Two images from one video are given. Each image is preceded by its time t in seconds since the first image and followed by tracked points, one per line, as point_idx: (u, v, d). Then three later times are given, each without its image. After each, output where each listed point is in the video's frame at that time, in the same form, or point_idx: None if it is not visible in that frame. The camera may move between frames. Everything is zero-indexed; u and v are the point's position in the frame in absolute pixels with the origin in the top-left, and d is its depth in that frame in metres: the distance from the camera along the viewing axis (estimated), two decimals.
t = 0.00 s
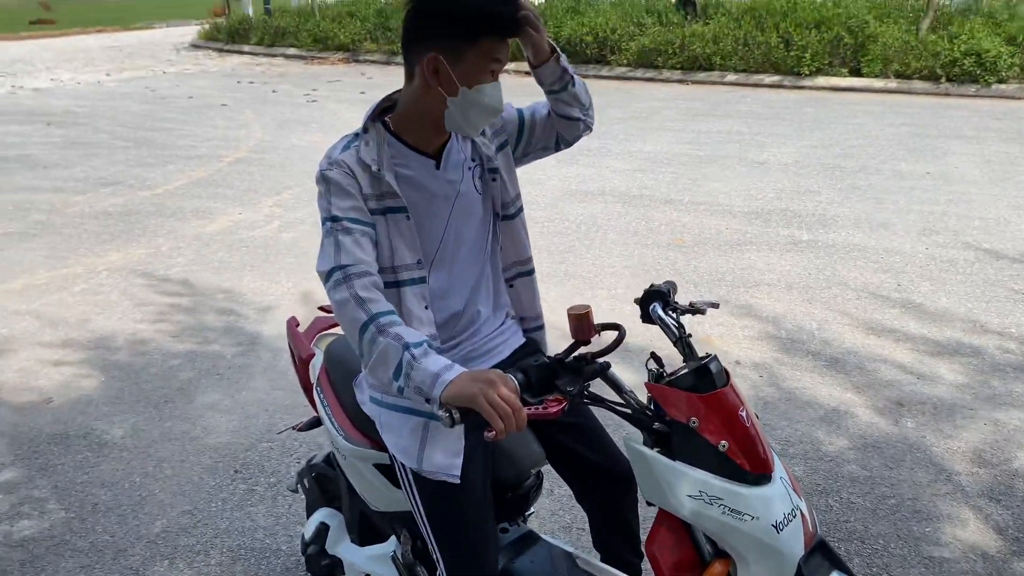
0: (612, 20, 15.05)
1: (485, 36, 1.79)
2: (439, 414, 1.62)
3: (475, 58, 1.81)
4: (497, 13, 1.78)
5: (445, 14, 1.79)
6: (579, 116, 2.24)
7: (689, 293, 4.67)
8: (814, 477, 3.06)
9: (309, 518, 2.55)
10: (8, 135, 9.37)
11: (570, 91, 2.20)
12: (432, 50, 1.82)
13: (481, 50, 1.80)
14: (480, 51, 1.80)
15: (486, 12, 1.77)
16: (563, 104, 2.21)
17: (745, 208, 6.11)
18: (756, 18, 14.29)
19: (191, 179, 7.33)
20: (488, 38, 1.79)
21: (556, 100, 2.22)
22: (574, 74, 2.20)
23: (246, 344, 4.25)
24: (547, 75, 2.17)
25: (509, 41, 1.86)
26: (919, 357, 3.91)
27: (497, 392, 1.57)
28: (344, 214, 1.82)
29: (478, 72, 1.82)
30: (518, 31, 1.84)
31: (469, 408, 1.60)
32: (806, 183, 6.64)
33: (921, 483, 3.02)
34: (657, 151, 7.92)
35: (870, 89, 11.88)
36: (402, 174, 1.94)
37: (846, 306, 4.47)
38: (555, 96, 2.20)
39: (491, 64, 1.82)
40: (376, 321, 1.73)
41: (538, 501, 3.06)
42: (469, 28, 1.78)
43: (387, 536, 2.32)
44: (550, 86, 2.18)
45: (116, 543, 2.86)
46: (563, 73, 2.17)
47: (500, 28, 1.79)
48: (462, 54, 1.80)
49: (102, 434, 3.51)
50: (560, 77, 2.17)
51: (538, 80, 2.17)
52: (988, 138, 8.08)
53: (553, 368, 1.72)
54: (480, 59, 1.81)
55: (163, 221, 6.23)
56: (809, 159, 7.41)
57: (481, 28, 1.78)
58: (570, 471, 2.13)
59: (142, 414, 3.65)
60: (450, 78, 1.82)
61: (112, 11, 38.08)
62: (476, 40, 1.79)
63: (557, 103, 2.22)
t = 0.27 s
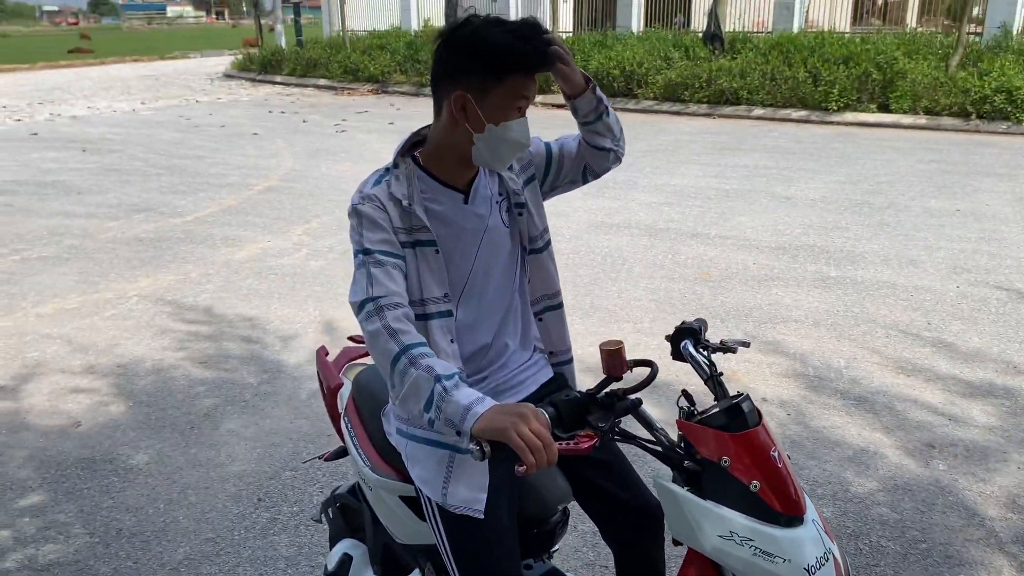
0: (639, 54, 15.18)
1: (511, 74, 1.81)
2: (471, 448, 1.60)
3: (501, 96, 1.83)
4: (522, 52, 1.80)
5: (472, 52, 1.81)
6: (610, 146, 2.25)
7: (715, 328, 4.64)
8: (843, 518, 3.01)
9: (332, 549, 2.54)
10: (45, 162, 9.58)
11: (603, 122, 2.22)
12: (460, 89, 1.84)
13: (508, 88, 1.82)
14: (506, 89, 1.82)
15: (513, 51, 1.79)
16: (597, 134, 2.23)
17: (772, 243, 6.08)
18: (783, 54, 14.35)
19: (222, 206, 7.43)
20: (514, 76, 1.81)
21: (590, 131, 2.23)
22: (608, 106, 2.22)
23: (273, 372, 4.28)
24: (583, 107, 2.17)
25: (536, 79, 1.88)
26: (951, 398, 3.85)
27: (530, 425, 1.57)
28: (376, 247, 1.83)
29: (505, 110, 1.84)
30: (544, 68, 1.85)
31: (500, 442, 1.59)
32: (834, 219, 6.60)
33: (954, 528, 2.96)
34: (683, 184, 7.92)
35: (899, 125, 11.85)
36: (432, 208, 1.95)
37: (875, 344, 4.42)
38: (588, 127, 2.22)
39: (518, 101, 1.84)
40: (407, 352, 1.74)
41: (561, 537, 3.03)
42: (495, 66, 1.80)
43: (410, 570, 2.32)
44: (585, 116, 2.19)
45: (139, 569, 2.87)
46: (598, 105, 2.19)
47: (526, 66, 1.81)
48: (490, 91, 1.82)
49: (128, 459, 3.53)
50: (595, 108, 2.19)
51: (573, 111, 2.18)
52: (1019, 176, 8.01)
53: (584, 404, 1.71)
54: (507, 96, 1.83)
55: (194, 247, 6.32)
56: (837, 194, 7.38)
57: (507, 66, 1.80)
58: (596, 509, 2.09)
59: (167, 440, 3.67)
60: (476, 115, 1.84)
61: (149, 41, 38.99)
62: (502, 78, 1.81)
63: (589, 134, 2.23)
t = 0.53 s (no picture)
0: (653, 72, 15.23)
1: (521, 88, 1.82)
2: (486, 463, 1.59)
3: (513, 110, 1.83)
4: (529, 66, 1.81)
5: (478, 70, 1.82)
6: (625, 161, 2.26)
7: (730, 347, 4.62)
8: (858, 541, 2.98)
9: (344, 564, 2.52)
10: (64, 174, 9.68)
11: (619, 137, 2.24)
12: (471, 106, 1.85)
13: (517, 103, 1.83)
14: (516, 103, 1.83)
15: (522, 67, 1.81)
16: (613, 149, 2.25)
17: (787, 263, 6.06)
18: (798, 74, 14.36)
19: (238, 221, 7.48)
20: (523, 90, 1.82)
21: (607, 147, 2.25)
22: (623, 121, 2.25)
23: (286, 386, 4.29)
24: (600, 123, 2.19)
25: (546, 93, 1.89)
26: (968, 421, 3.81)
27: (547, 440, 1.57)
28: (396, 262, 1.84)
29: (518, 123, 1.85)
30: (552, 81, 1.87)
31: (516, 457, 1.58)
32: (850, 239, 6.57)
33: (971, 552, 2.92)
34: (698, 203, 7.92)
35: (915, 145, 11.82)
36: (450, 224, 1.96)
37: (891, 365, 4.39)
38: (605, 143, 2.23)
39: (529, 113, 1.85)
40: (425, 366, 1.74)
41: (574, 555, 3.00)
42: (504, 82, 1.81)
43: None
44: (604, 133, 2.21)
45: None
46: (615, 121, 2.21)
47: (533, 80, 1.83)
48: (499, 107, 1.83)
49: (142, 471, 3.54)
50: (611, 125, 2.21)
51: (593, 128, 2.21)
52: None
53: (601, 420, 1.71)
54: (518, 111, 1.84)
55: (209, 261, 6.36)
56: (852, 214, 7.35)
57: (515, 81, 1.81)
58: (610, 528, 2.07)
59: (180, 452, 3.68)
60: (490, 131, 1.85)
61: (169, 56, 39.43)
62: (512, 93, 1.82)
63: (606, 150, 2.24)
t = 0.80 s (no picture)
0: (660, 83, 15.25)
1: (525, 95, 1.83)
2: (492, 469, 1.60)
3: (517, 118, 1.84)
4: (531, 74, 1.82)
5: (481, 80, 1.84)
6: (630, 173, 2.27)
7: (736, 358, 4.61)
8: (864, 554, 2.96)
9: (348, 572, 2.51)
10: (73, 181, 9.74)
11: (623, 149, 2.24)
12: (475, 114, 1.87)
13: (522, 110, 1.84)
14: (521, 111, 1.84)
15: (525, 74, 1.81)
16: (616, 161, 2.25)
17: (793, 273, 6.05)
18: (804, 85, 14.37)
19: (245, 228, 7.51)
20: (527, 97, 1.83)
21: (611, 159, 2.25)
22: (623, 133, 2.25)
23: (292, 394, 4.30)
24: (604, 134, 2.19)
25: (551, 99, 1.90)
26: (975, 434, 3.79)
27: (554, 448, 1.57)
28: (404, 269, 1.84)
29: (523, 131, 1.86)
30: (557, 87, 1.87)
31: (522, 464, 1.58)
32: (856, 250, 6.57)
33: (978, 566, 2.90)
34: (704, 213, 7.92)
35: (922, 157, 11.80)
36: (459, 232, 1.96)
37: (898, 377, 4.37)
38: (608, 156, 2.23)
39: (534, 120, 1.86)
40: (433, 373, 1.74)
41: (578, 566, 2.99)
42: (507, 90, 1.82)
43: None
44: (607, 144, 2.21)
45: None
46: (616, 130, 2.21)
47: (537, 86, 1.83)
48: (502, 114, 1.85)
49: (147, 477, 3.55)
50: (613, 137, 2.21)
51: (595, 139, 2.20)
52: None
53: (608, 429, 1.71)
54: (523, 118, 1.85)
55: (216, 268, 6.38)
56: (858, 225, 7.35)
57: (517, 88, 1.82)
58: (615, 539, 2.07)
59: (185, 459, 3.68)
60: (495, 139, 1.87)
61: (179, 65, 39.62)
62: (517, 100, 1.83)
63: (611, 161, 2.24)
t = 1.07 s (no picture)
0: (658, 87, 15.28)
1: (520, 96, 1.82)
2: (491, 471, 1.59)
3: (512, 119, 1.84)
4: (526, 75, 1.81)
5: (477, 79, 1.84)
6: (627, 177, 2.26)
7: (734, 362, 4.61)
8: (861, 558, 2.96)
9: None
10: (70, 185, 9.73)
11: (620, 153, 2.24)
12: (470, 114, 1.87)
13: (517, 110, 1.84)
14: (516, 112, 1.84)
15: (519, 75, 1.81)
16: (613, 165, 2.24)
17: (791, 277, 6.06)
18: (802, 89, 14.40)
19: (242, 232, 7.50)
20: (522, 99, 1.82)
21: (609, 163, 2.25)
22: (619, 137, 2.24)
23: (289, 398, 4.29)
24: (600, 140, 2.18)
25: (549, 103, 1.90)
26: (971, 438, 3.79)
27: (552, 450, 1.58)
28: (401, 272, 1.84)
29: (517, 132, 1.85)
30: (553, 89, 1.86)
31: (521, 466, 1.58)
32: (854, 254, 6.58)
33: (975, 570, 2.90)
34: (702, 217, 7.93)
35: (919, 161, 11.83)
36: (456, 236, 1.96)
37: (895, 381, 4.37)
38: (606, 160, 2.23)
39: (528, 122, 1.85)
40: (431, 375, 1.74)
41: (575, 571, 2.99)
42: (503, 90, 1.82)
43: None
44: (603, 149, 2.19)
45: None
46: (613, 134, 2.19)
47: (533, 88, 1.82)
48: (496, 114, 1.84)
49: (144, 481, 3.54)
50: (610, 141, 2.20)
51: (592, 146, 2.18)
52: None
53: (607, 431, 1.71)
54: (517, 119, 1.85)
55: (214, 272, 6.37)
56: (856, 229, 7.36)
57: (512, 89, 1.82)
58: (614, 543, 2.07)
59: (182, 463, 3.68)
60: (490, 139, 1.87)
61: (177, 68, 39.62)
62: (512, 101, 1.83)
63: (609, 166, 2.24)
